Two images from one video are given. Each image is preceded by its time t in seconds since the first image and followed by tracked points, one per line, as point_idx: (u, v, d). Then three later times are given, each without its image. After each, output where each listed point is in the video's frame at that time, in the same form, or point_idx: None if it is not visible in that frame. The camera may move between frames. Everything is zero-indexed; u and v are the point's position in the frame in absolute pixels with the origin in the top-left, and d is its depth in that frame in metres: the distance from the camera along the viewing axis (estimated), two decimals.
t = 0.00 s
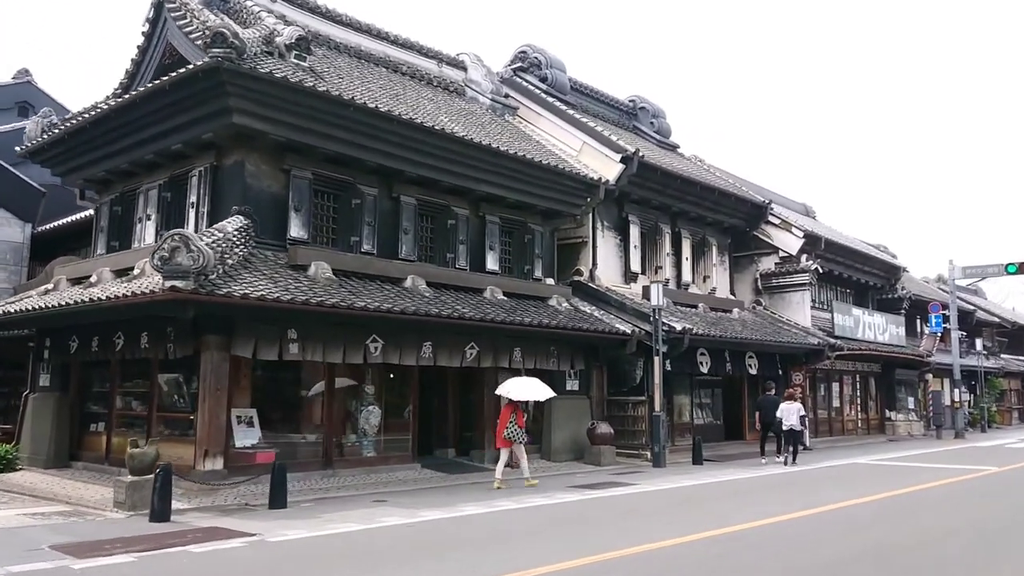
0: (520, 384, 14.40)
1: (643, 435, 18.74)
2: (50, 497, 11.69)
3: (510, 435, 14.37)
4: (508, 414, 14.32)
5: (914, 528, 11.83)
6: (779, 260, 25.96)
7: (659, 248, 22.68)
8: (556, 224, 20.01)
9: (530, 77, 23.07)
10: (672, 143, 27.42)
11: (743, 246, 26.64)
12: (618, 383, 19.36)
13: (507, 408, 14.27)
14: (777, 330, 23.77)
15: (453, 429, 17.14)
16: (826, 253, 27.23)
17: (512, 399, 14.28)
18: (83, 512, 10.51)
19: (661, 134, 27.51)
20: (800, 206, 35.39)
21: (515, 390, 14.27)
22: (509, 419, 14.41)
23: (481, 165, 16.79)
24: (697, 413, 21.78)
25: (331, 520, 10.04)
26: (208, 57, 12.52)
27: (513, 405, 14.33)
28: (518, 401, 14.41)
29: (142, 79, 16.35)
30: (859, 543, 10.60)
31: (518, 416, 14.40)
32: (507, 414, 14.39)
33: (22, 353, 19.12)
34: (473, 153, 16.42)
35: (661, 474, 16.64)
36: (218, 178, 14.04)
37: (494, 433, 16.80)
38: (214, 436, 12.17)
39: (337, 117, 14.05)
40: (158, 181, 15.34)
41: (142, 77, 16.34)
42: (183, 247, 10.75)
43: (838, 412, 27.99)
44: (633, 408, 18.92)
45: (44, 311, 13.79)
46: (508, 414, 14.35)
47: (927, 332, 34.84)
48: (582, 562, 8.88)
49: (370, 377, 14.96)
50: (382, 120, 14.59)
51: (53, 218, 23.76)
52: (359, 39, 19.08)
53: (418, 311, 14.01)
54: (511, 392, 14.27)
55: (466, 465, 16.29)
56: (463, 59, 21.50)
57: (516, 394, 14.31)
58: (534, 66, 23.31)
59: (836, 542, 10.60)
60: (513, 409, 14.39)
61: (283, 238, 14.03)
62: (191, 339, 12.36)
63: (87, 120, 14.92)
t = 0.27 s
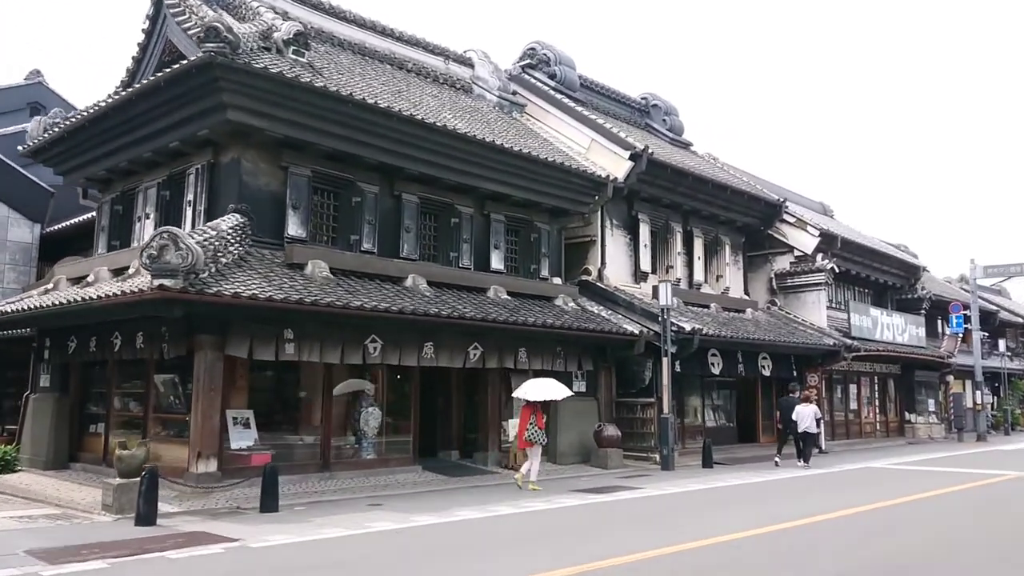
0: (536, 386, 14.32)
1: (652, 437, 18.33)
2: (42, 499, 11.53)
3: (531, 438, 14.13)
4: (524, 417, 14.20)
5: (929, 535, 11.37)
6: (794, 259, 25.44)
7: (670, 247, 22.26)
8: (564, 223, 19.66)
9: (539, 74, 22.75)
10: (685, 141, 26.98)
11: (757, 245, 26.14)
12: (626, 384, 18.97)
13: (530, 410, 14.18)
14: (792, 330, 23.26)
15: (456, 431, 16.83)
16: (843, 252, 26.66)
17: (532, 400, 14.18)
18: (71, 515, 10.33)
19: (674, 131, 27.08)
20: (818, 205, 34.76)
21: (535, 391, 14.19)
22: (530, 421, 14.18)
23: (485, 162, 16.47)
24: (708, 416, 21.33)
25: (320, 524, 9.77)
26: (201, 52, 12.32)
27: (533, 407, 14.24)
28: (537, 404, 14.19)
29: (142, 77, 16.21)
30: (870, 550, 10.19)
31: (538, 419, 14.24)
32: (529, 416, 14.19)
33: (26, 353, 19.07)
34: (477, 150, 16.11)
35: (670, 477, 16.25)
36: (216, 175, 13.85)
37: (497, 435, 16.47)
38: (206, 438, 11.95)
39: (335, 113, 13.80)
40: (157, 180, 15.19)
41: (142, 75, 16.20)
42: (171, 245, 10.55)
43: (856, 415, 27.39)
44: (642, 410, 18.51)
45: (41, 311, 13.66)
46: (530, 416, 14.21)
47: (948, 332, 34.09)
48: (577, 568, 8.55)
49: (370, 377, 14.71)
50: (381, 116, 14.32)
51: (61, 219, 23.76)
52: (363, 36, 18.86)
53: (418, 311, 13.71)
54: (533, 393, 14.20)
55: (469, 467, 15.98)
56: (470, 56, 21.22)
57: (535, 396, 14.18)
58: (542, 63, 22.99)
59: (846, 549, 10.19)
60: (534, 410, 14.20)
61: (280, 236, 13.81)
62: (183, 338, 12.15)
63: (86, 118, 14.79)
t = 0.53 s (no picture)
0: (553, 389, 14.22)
1: (660, 440, 17.96)
2: (34, 499, 11.41)
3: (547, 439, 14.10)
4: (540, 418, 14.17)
5: (943, 543, 10.95)
6: (809, 260, 24.96)
7: (681, 247, 21.88)
8: (571, 222, 19.35)
9: (548, 72, 22.47)
10: (698, 140, 26.58)
11: (771, 246, 25.69)
12: (635, 386, 18.63)
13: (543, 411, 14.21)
14: (805, 332, 22.80)
15: (460, 433, 16.54)
16: (860, 253, 26.13)
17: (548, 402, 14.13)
18: (59, 515, 10.20)
19: (687, 130, 26.68)
20: (835, 205, 34.17)
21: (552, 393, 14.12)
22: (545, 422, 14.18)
23: (490, 160, 16.20)
24: (719, 419, 20.93)
25: (309, 528, 9.56)
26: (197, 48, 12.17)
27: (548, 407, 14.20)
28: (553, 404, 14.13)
29: (145, 74, 16.11)
30: (880, 558, 9.81)
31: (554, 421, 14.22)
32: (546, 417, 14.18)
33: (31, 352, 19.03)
34: (481, 147, 15.84)
35: (677, 481, 15.91)
36: (215, 172, 13.70)
37: (501, 437, 16.17)
38: (200, 438, 11.76)
39: (335, 109, 13.59)
40: (158, 177, 15.07)
41: (145, 73, 16.09)
42: (162, 242, 10.40)
43: (872, 419, 26.83)
44: (650, 412, 18.15)
45: (39, 308, 13.57)
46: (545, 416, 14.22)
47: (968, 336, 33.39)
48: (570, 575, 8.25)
49: (371, 377, 14.49)
50: (382, 111, 14.07)
51: (70, 218, 23.79)
52: (369, 33, 18.68)
53: (418, 310, 13.45)
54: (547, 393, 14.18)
55: (471, 470, 15.71)
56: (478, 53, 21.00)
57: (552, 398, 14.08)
58: (552, 61, 22.72)
59: (855, 557, 9.81)
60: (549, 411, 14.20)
61: (279, 234, 13.62)
62: (178, 337, 11.98)
63: (87, 115, 14.70)
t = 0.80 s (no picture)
0: (567, 388, 14.27)
1: (667, 441, 17.61)
2: (25, 500, 11.28)
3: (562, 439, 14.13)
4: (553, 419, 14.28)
5: (953, 549, 10.59)
6: (822, 258, 24.52)
7: (691, 245, 21.53)
8: (577, 219, 19.07)
9: (556, 67, 22.17)
10: (709, 136, 26.18)
11: (784, 243, 25.27)
12: (641, 385, 18.32)
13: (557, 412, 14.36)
14: (818, 331, 22.38)
15: (463, 435, 16.30)
16: (874, 251, 25.66)
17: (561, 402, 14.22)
18: (46, 517, 10.05)
19: (698, 126, 26.29)
20: (850, 202, 33.62)
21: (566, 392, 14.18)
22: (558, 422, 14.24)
23: (491, 156, 15.93)
24: (729, 419, 20.56)
25: (297, 532, 9.34)
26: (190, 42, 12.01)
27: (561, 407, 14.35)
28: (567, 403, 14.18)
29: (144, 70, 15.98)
30: (886, 565, 9.47)
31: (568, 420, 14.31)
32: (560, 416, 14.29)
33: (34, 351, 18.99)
34: (482, 143, 15.58)
35: (683, 483, 15.60)
36: (211, 169, 13.54)
37: (503, 437, 15.91)
38: (192, 437, 11.60)
39: (332, 104, 13.38)
40: (157, 174, 14.93)
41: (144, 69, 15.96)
42: (150, 239, 10.27)
43: (887, 420, 26.34)
44: (657, 413, 17.84)
45: (34, 307, 13.46)
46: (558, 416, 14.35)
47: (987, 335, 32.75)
48: None
49: (369, 377, 14.30)
50: (380, 107, 13.85)
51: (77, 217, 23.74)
52: (372, 29, 18.47)
53: (416, 308, 13.21)
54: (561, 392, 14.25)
55: (472, 471, 15.47)
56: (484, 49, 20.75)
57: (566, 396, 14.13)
58: (559, 56, 22.42)
59: (860, 563, 9.47)
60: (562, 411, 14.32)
61: (276, 231, 13.45)
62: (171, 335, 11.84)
63: (84, 112, 14.58)
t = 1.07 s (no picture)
0: (573, 390, 13.98)
1: (663, 442, 17.27)
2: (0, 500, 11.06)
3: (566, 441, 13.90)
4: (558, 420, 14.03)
5: (952, 553, 10.23)
6: (825, 257, 24.16)
7: (690, 243, 21.20)
8: (573, 216, 18.78)
9: (553, 63, 21.88)
10: (710, 133, 25.85)
11: (786, 242, 24.91)
12: (638, 386, 18.03)
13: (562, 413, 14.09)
14: (819, 331, 22.02)
15: (455, 436, 16.06)
16: (878, 250, 25.28)
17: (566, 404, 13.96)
18: (17, 517, 9.82)
19: (699, 123, 25.95)
20: (855, 202, 33.22)
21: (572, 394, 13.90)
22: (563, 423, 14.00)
23: (482, 151, 15.64)
24: (728, 420, 20.24)
25: (271, 534, 9.08)
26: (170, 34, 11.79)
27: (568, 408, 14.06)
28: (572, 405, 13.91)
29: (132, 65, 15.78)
30: (881, 570, 9.14)
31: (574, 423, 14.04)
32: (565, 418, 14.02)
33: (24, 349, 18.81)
34: (473, 138, 15.29)
35: (678, 485, 15.28)
36: (196, 164, 13.31)
37: (495, 438, 15.64)
38: (172, 437, 11.37)
39: (318, 97, 13.11)
40: (143, 170, 14.72)
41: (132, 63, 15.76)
42: (125, 233, 10.09)
43: (891, 421, 25.95)
44: (653, 414, 17.51)
45: (16, 304, 13.24)
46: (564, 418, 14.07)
47: (994, 336, 32.29)
48: None
49: (358, 375, 14.05)
50: (368, 100, 13.57)
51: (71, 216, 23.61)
52: (365, 24, 18.23)
53: (403, 306, 12.91)
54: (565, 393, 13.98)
55: (463, 472, 15.20)
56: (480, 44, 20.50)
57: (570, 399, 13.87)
58: (557, 52, 22.13)
59: (853, 568, 9.15)
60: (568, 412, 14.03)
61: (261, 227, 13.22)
62: (151, 333, 11.63)
63: (70, 107, 14.38)
